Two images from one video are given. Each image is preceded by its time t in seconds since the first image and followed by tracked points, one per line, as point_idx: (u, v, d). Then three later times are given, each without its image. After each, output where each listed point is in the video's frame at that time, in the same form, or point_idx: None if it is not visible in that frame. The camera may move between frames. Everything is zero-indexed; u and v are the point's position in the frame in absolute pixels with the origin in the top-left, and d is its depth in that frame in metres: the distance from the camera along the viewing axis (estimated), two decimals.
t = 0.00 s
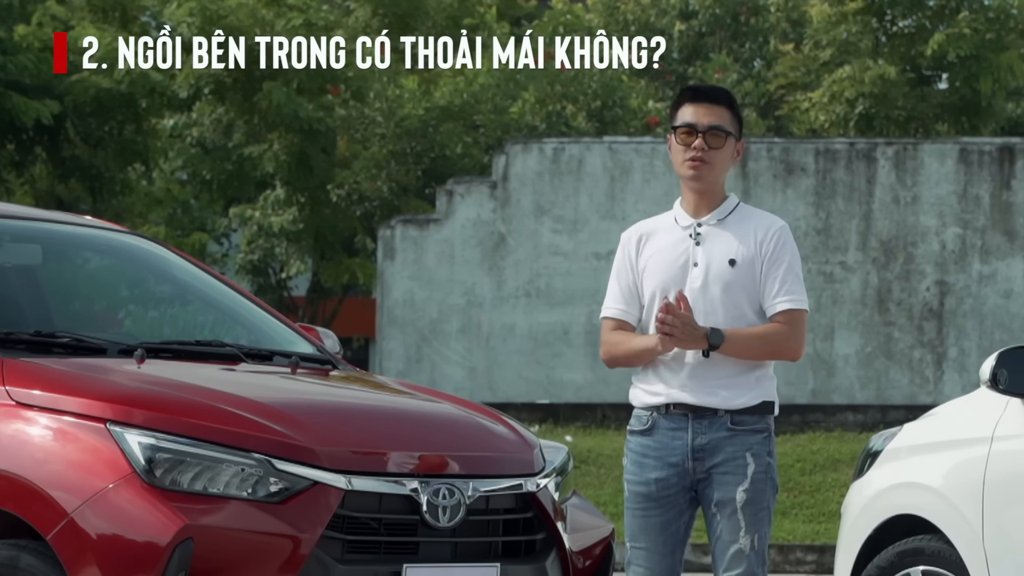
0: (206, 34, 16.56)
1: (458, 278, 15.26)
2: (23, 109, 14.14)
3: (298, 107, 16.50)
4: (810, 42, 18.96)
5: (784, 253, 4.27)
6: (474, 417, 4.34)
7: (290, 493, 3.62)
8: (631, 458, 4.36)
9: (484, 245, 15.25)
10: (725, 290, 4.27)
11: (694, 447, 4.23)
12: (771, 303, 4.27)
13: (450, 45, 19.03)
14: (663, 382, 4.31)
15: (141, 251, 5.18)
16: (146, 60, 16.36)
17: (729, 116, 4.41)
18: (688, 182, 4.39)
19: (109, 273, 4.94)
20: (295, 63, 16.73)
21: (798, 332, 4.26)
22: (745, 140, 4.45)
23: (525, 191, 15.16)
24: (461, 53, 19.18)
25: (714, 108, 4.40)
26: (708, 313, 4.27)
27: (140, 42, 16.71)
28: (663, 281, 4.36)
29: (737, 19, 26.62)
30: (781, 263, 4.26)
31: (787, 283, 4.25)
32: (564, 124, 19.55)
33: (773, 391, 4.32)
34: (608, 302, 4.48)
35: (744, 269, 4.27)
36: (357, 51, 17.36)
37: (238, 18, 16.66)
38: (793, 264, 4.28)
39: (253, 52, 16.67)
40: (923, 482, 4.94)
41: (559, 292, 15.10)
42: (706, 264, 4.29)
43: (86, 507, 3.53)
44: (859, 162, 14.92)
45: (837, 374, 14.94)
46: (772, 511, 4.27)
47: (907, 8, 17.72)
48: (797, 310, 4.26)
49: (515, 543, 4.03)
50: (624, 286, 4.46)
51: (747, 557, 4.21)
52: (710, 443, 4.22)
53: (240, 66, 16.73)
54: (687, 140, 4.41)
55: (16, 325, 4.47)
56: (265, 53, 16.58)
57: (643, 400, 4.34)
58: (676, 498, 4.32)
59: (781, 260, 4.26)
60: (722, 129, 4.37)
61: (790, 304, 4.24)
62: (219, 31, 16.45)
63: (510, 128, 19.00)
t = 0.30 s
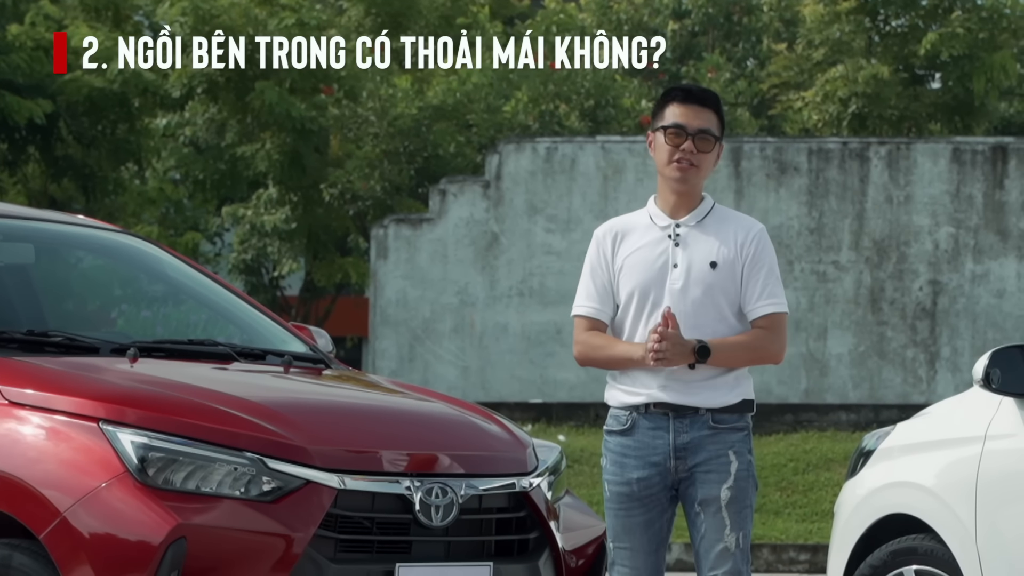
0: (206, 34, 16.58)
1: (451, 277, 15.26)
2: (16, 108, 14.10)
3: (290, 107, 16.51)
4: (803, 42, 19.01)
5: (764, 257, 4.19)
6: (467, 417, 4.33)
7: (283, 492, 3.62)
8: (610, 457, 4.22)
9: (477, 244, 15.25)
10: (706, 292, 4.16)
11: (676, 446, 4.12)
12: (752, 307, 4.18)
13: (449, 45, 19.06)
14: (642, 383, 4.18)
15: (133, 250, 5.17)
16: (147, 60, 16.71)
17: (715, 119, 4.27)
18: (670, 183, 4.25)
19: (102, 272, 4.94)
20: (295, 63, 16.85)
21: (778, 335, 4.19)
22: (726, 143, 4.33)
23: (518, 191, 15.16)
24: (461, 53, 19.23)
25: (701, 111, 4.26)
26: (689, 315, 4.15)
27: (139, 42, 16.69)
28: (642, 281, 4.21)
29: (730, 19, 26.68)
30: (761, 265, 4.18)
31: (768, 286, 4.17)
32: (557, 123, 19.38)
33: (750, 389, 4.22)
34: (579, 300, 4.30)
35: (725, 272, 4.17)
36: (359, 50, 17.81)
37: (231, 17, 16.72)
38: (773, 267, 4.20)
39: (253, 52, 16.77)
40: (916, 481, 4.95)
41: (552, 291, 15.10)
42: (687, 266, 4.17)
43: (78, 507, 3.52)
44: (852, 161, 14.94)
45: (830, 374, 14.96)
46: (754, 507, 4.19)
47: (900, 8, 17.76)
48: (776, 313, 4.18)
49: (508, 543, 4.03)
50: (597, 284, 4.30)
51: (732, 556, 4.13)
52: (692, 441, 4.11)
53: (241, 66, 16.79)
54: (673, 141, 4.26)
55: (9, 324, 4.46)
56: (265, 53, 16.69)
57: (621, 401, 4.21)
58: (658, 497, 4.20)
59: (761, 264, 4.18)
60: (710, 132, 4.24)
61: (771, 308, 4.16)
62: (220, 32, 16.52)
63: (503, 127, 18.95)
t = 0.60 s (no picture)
0: (205, 34, 16.61)
1: (446, 277, 15.27)
2: (10, 108, 14.11)
3: (285, 107, 16.49)
4: (799, 42, 18.97)
5: (748, 263, 4.21)
6: (462, 416, 4.33)
7: (278, 492, 3.62)
8: (592, 458, 4.21)
9: (473, 244, 15.25)
10: (691, 297, 4.17)
11: (659, 444, 4.12)
12: (735, 313, 4.20)
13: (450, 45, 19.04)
14: (623, 383, 4.16)
15: (129, 250, 5.17)
16: (146, 61, 16.66)
17: (699, 122, 4.28)
18: (655, 186, 4.25)
19: (97, 272, 4.94)
20: (295, 63, 16.93)
21: (759, 342, 4.21)
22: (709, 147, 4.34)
23: (513, 191, 15.16)
24: (461, 53, 19.26)
25: (685, 114, 4.26)
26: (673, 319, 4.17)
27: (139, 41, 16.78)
28: (626, 283, 4.20)
29: (725, 18, 26.70)
30: (743, 272, 4.20)
31: (751, 292, 4.20)
32: (551, 123, 19.66)
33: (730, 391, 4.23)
34: (560, 299, 4.28)
35: (710, 277, 4.18)
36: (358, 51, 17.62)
37: (226, 17, 16.65)
38: (756, 273, 4.23)
39: (253, 51, 16.74)
40: (911, 481, 4.96)
41: (547, 291, 15.11)
42: (673, 268, 4.17)
43: (74, 506, 3.52)
44: (847, 161, 14.96)
45: (825, 373, 14.98)
46: (737, 505, 4.20)
47: (896, 7, 17.76)
48: (758, 320, 4.20)
49: (502, 543, 4.03)
50: (578, 283, 4.28)
51: (721, 554, 4.13)
52: (674, 439, 4.12)
53: (240, 66, 16.77)
54: (658, 144, 4.26)
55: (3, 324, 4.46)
56: (265, 53, 16.72)
57: (601, 400, 4.19)
58: (641, 496, 4.19)
59: (745, 269, 4.20)
60: (694, 135, 4.25)
61: (755, 315, 4.19)
62: (220, 31, 16.53)
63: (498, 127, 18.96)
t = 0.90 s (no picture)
0: (203, 34, 16.58)
1: (442, 277, 15.26)
2: (6, 108, 14.13)
3: (281, 107, 16.49)
4: (794, 42, 18.96)
5: (739, 261, 4.18)
6: (457, 416, 4.33)
7: (274, 492, 3.62)
8: (584, 459, 4.22)
9: (468, 244, 15.25)
10: (680, 297, 4.15)
11: (649, 445, 4.11)
12: (726, 312, 4.16)
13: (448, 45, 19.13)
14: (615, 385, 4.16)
15: (124, 250, 5.16)
16: (146, 61, 16.77)
17: (684, 118, 4.25)
18: (643, 186, 4.24)
19: (93, 272, 4.94)
20: (295, 62, 16.93)
21: (751, 341, 4.17)
22: (697, 143, 4.31)
23: (509, 191, 15.17)
24: (462, 53, 19.31)
25: (669, 111, 4.24)
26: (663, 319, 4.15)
27: (139, 41, 16.81)
28: (617, 284, 4.20)
29: (721, 18, 26.73)
30: (733, 270, 4.17)
31: (742, 291, 4.16)
32: (547, 123, 19.56)
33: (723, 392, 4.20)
34: (556, 301, 4.30)
35: (699, 276, 4.16)
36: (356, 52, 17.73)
37: (220, 17, 16.63)
38: (748, 272, 4.19)
39: (253, 51, 16.74)
40: (907, 481, 4.96)
41: (543, 292, 15.12)
42: (662, 268, 4.16)
43: (69, 506, 3.52)
44: (843, 161, 14.96)
45: (821, 374, 14.98)
46: (731, 505, 4.19)
47: (891, 8, 17.80)
48: (750, 318, 4.16)
49: (498, 542, 4.04)
50: (573, 286, 4.30)
51: (715, 555, 4.13)
52: (665, 440, 4.11)
53: (240, 66, 16.77)
54: (642, 142, 4.24)
55: None
56: (265, 53, 16.74)
57: (594, 400, 4.20)
58: (633, 497, 4.20)
59: (735, 268, 4.17)
60: (679, 131, 4.22)
61: (746, 313, 4.15)
62: (220, 31, 16.50)
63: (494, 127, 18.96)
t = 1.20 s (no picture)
0: (202, 34, 16.61)
1: (437, 277, 15.26)
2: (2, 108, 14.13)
3: (276, 107, 16.48)
4: (790, 41, 18.94)
5: (744, 257, 4.12)
6: (453, 416, 4.34)
7: (269, 492, 3.62)
8: (587, 457, 4.23)
9: (464, 244, 15.24)
10: (683, 293, 4.11)
11: (649, 446, 4.10)
12: (734, 309, 4.11)
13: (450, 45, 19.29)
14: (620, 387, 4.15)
15: (119, 250, 5.16)
16: (146, 61, 16.79)
17: (680, 114, 4.25)
18: (642, 185, 4.24)
19: (88, 272, 4.93)
20: (295, 62, 16.94)
21: (762, 338, 4.12)
22: (698, 138, 4.30)
23: (505, 191, 15.16)
24: (462, 53, 19.38)
25: (664, 107, 4.24)
26: (666, 316, 4.11)
27: (139, 41, 16.83)
28: (620, 283, 4.20)
29: (716, 19, 26.74)
30: (739, 265, 4.12)
31: (748, 286, 4.10)
32: (542, 122, 19.49)
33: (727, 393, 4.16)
34: (563, 304, 4.35)
35: (702, 272, 4.12)
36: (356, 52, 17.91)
37: (216, 17, 16.67)
38: (755, 268, 4.14)
39: (253, 51, 16.75)
40: (902, 481, 4.97)
41: (539, 292, 15.11)
42: (664, 266, 4.14)
43: (65, 506, 3.52)
44: (839, 162, 14.98)
45: (817, 374, 15.00)
46: (734, 507, 4.17)
47: (887, 8, 17.82)
48: (760, 314, 4.11)
49: (494, 542, 4.03)
50: (578, 288, 4.34)
51: (715, 557, 4.12)
52: (665, 440, 4.09)
53: (240, 66, 16.78)
54: (638, 141, 4.25)
55: None
56: (265, 52, 16.76)
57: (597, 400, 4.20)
58: (634, 497, 4.20)
59: (739, 263, 4.11)
60: (673, 127, 4.22)
61: (754, 309, 4.09)
62: (219, 31, 16.53)
63: (490, 127, 18.97)
